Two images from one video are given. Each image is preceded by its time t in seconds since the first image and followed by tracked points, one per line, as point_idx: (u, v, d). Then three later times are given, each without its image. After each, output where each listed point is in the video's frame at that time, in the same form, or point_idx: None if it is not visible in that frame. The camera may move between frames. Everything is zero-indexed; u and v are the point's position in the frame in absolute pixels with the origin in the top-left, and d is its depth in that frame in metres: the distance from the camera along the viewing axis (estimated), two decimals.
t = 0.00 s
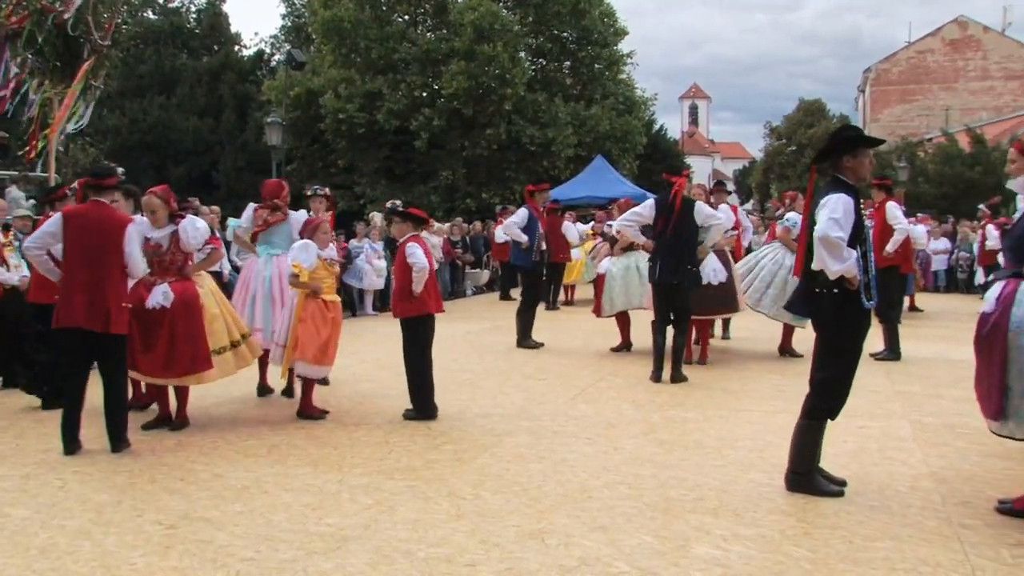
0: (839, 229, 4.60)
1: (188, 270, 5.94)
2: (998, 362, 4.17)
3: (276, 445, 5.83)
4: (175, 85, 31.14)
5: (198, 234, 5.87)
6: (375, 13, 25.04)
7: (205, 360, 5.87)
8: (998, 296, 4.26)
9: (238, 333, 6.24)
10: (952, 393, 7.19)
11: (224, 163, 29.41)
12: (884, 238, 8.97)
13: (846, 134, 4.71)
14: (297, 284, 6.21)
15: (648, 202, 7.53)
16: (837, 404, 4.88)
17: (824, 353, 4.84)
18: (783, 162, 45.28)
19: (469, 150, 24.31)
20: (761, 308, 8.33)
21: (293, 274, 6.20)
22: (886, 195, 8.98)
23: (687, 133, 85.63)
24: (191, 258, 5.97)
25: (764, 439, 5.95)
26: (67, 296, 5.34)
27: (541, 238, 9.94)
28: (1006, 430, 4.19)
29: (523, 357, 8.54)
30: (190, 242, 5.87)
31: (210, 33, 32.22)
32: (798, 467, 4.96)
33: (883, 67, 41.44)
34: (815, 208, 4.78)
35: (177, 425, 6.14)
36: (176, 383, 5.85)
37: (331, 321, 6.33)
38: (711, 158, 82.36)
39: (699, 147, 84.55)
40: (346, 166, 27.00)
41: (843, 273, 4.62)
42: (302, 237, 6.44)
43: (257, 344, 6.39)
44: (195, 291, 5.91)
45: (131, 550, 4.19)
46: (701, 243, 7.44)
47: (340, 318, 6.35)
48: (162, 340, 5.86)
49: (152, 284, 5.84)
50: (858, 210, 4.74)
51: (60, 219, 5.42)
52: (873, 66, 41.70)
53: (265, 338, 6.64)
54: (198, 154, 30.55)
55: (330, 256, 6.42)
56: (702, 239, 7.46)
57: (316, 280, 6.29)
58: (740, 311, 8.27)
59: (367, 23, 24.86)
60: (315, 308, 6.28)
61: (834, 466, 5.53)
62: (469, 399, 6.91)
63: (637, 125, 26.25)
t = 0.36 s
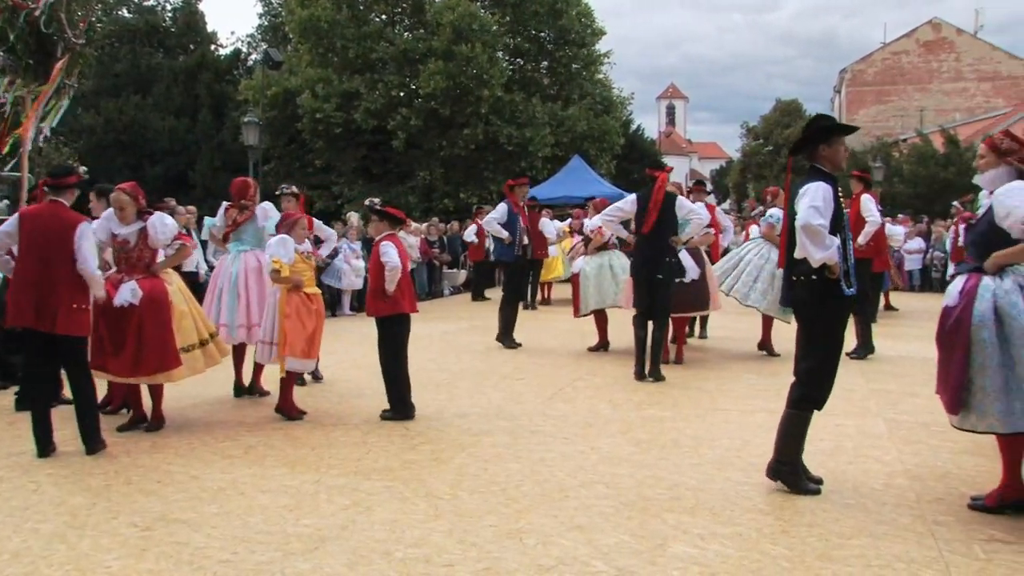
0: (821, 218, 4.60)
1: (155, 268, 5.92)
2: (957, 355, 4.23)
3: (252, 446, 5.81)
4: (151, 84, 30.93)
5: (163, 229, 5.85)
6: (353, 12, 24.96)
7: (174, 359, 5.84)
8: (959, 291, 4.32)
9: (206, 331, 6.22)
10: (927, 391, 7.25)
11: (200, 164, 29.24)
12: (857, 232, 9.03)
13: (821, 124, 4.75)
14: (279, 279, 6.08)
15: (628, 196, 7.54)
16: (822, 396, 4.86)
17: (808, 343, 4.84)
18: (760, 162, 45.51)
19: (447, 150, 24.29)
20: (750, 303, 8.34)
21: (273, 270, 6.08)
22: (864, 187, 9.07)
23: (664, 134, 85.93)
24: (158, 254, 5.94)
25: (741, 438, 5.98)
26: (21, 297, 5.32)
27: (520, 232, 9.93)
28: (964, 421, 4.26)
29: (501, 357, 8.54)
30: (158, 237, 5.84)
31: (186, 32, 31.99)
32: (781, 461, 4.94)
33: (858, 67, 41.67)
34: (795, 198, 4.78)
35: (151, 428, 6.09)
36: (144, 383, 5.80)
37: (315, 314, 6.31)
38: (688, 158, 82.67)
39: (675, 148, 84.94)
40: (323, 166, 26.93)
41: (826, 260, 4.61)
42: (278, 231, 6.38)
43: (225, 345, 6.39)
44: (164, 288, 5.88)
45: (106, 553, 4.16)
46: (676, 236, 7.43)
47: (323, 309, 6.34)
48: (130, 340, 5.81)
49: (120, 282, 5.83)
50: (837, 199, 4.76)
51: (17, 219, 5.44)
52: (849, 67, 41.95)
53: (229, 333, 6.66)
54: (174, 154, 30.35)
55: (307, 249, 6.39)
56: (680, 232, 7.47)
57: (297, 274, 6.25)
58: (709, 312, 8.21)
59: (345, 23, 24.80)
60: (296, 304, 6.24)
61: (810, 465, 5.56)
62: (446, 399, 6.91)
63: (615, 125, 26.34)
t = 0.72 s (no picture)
0: (794, 216, 4.63)
1: (127, 260, 5.89)
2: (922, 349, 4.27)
3: (228, 447, 5.79)
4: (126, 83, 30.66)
5: (133, 221, 5.81)
6: (329, 11, 24.87)
7: (149, 349, 5.81)
8: (926, 288, 4.36)
9: (182, 323, 6.19)
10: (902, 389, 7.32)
11: (177, 163, 29.04)
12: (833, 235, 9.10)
13: (794, 126, 4.79)
14: (256, 282, 6.10)
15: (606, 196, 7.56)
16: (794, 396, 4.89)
17: (780, 345, 4.86)
18: (736, 162, 45.73)
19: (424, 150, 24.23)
20: (733, 308, 8.36)
21: (251, 273, 6.08)
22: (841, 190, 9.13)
23: (641, 133, 86.27)
24: (129, 246, 5.91)
25: (718, 437, 6.01)
26: None
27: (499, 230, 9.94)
28: (924, 416, 4.30)
29: (479, 357, 8.54)
30: (128, 228, 5.80)
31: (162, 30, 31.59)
32: (755, 462, 5.00)
33: (834, 68, 41.91)
34: (769, 199, 4.80)
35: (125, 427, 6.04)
36: (118, 376, 5.76)
37: (292, 316, 6.31)
38: (665, 158, 83.02)
39: (652, 148, 85.26)
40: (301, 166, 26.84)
41: (800, 260, 4.64)
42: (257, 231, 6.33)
43: (198, 335, 6.34)
44: (136, 280, 5.86)
45: (80, 556, 4.13)
46: (655, 233, 7.43)
47: (300, 311, 6.34)
48: (103, 335, 5.77)
49: (91, 275, 5.79)
50: (810, 200, 4.80)
51: None
52: (824, 67, 42.20)
53: (211, 331, 6.61)
54: (150, 153, 30.12)
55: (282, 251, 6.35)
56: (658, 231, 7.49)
57: (275, 275, 6.22)
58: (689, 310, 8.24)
59: (322, 22, 24.68)
60: (271, 305, 6.22)
61: (786, 463, 5.59)
62: (423, 399, 6.91)
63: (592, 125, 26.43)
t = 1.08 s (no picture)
0: (762, 223, 4.66)
1: (104, 270, 5.84)
2: (893, 349, 4.33)
3: (206, 448, 5.76)
4: (102, 82, 30.43)
5: (108, 230, 5.77)
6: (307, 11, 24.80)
7: (127, 361, 5.77)
8: (903, 289, 4.41)
9: (159, 331, 6.14)
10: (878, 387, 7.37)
11: (153, 163, 28.85)
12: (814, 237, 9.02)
13: (760, 135, 4.81)
14: (229, 287, 6.04)
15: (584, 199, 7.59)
16: (760, 400, 4.95)
17: (749, 348, 4.91)
18: (714, 162, 45.93)
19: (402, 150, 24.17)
20: (705, 305, 8.41)
21: (224, 278, 6.03)
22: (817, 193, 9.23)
23: (619, 133, 86.53)
24: (106, 257, 5.86)
25: (696, 435, 6.03)
26: None
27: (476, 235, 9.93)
28: (897, 416, 4.34)
29: (457, 357, 8.53)
30: (104, 237, 5.76)
31: (138, 29, 31.46)
32: (729, 465, 5.05)
33: (811, 69, 42.17)
34: (738, 206, 4.83)
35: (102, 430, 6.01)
36: (98, 387, 5.74)
37: (265, 321, 6.29)
38: (643, 158, 83.29)
39: (629, 147, 85.70)
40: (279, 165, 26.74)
41: (768, 267, 4.70)
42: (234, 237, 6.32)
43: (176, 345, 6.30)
44: (114, 290, 5.80)
45: (55, 559, 4.10)
46: (632, 238, 7.47)
47: (273, 317, 6.32)
48: (80, 345, 5.73)
49: (69, 286, 5.74)
50: (779, 208, 4.82)
51: None
52: (801, 68, 42.47)
53: (183, 336, 6.57)
54: (126, 152, 29.90)
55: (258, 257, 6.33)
56: (634, 236, 7.52)
57: (248, 281, 6.20)
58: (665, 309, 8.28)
59: (299, 21, 24.59)
60: (244, 311, 6.21)
61: (763, 462, 5.62)
62: (401, 399, 6.90)
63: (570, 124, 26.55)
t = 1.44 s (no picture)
0: (736, 221, 4.67)
1: (83, 271, 5.80)
2: (871, 348, 4.36)
3: (184, 449, 5.73)
4: (78, 81, 30.17)
5: (85, 233, 5.72)
6: (285, 10, 24.73)
7: (110, 361, 5.75)
8: (880, 288, 4.44)
9: (140, 330, 6.09)
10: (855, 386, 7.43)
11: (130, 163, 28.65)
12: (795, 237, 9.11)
13: (740, 132, 4.81)
14: (206, 287, 5.99)
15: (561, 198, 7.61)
16: (736, 398, 4.97)
17: (718, 347, 4.95)
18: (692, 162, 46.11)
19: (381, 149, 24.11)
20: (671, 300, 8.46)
21: (201, 278, 5.97)
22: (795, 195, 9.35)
23: (598, 132, 86.74)
24: (84, 257, 5.82)
25: (674, 435, 6.05)
26: None
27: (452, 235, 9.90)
28: (879, 414, 4.39)
29: (435, 357, 8.52)
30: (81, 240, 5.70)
31: (115, 27, 31.51)
32: (708, 464, 5.06)
33: (789, 69, 42.43)
34: (712, 202, 4.84)
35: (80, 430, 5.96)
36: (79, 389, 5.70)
37: (240, 323, 6.26)
38: (622, 158, 83.52)
39: (608, 147, 85.91)
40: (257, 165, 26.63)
41: (738, 265, 4.71)
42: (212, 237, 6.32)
43: (159, 342, 6.25)
44: (93, 291, 5.76)
45: (30, 563, 4.07)
46: (607, 237, 7.46)
47: (248, 319, 6.30)
48: (62, 347, 5.68)
49: (48, 289, 5.68)
50: (752, 208, 4.83)
51: None
52: (779, 69, 42.72)
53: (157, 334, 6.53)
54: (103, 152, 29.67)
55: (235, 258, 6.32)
56: (611, 234, 7.52)
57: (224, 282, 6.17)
58: (642, 309, 8.29)
59: (277, 20, 24.50)
60: (219, 311, 6.17)
61: (741, 460, 5.65)
62: (379, 399, 6.89)
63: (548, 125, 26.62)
